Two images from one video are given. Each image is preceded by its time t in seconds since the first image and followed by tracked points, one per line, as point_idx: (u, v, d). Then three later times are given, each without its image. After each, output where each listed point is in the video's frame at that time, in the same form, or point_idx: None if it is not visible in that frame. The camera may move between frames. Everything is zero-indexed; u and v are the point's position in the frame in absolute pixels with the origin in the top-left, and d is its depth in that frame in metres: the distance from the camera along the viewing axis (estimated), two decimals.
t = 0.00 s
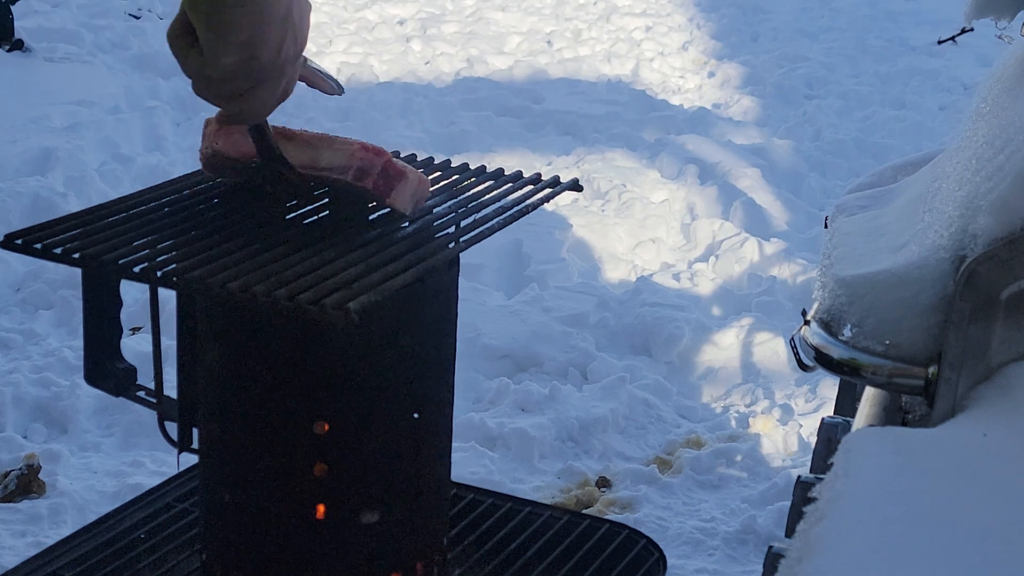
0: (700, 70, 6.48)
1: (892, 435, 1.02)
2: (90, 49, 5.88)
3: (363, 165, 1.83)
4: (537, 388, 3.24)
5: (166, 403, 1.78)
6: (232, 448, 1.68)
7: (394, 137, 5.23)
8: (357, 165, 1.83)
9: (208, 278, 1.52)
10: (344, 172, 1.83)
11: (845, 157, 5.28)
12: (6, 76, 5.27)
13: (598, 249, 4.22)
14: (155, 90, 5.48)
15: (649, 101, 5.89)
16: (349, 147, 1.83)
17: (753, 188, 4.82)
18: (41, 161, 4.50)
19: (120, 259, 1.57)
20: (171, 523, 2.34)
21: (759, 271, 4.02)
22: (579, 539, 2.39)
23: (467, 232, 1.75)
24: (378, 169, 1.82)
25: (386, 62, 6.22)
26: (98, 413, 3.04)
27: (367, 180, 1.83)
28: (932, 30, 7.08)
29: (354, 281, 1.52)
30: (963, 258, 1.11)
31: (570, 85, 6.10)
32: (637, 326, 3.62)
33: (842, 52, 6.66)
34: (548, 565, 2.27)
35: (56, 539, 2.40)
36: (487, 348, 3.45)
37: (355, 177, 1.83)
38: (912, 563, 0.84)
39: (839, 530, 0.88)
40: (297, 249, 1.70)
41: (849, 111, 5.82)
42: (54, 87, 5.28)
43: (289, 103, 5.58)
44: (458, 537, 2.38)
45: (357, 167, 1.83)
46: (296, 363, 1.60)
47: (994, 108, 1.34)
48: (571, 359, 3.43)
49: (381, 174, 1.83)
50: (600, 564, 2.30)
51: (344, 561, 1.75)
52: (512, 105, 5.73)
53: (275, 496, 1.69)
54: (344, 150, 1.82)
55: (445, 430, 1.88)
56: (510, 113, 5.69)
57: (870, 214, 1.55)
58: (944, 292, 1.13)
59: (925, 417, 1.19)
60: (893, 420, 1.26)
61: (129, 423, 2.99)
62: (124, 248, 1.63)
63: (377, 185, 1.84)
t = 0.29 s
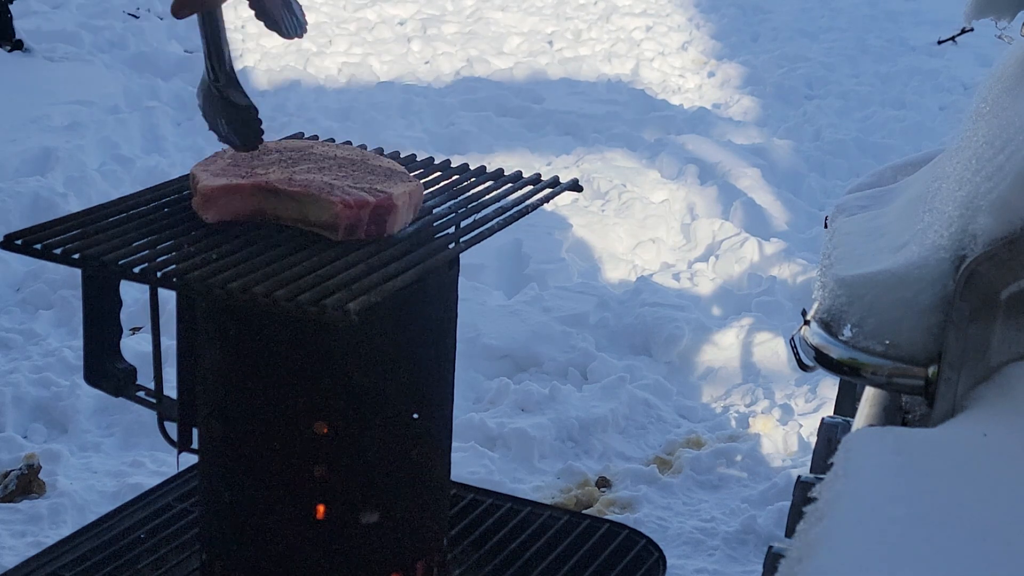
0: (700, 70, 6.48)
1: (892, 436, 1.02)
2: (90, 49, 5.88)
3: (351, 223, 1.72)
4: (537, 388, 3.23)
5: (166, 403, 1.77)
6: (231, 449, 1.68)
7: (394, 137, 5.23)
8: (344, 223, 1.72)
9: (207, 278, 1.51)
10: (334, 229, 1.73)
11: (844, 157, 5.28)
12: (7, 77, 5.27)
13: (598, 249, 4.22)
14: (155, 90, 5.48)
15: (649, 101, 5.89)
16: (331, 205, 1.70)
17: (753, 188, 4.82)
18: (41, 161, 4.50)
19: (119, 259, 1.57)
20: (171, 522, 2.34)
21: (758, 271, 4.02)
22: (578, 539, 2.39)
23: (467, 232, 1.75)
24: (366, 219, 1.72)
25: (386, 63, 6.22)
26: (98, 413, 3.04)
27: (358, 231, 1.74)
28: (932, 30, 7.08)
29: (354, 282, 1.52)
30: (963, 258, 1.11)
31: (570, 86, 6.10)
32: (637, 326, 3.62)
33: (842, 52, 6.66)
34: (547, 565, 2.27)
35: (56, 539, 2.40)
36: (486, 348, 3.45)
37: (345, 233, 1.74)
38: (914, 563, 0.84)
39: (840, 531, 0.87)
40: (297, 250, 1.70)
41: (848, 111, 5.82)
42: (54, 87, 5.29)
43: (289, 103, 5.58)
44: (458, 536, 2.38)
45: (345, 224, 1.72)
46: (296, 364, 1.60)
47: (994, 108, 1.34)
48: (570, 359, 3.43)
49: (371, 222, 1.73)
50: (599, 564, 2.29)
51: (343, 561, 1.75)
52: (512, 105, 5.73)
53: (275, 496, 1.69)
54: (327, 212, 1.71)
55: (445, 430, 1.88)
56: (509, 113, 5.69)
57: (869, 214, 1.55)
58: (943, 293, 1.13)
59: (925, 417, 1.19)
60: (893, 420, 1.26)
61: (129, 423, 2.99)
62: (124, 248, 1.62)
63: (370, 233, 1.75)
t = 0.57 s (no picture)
0: (700, 70, 6.48)
1: (892, 436, 1.02)
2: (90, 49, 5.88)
3: (351, 224, 1.72)
4: (537, 388, 3.23)
5: (166, 403, 1.77)
6: (231, 449, 1.68)
7: (394, 137, 5.23)
8: (343, 224, 1.72)
9: (207, 279, 1.51)
10: (333, 230, 1.73)
11: (844, 157, 5.28)
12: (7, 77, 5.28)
13: (598, 250, 4.22)
14: (155, 90, 5.48)
15: (649, 101, 5.89)
16: (332, 206, 1.70)
17: (753, 188, 4.82)
18: (41, 161, 4.50)
19: (120, 259, 1.57)
20: (172, 522, 2.35)
21: (759, 270, 4.02)
22: (578, 540, 2.39)
23: (468, 232, 1.75)
24: (366, 220, 1.72)
25: (386, 63, 6.22)
26: (98, 413, 3.04)
27: (357, 232, 1.73)
28: (932, 30, 7.08)
29: (354, 282, 1.52)
30: (963, 258, 1.12)
31: (570, 85, 6.10)
32: (637, 326, 3.62)
33: (842, 52, 6.66)
34: (547, 565, 2.27)
35: (56, 539, 2.40)
36: (487, 348, 3.45)
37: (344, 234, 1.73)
38: (915, 565, 0.83)
39: (841, 531, 0.87)
40: (297, 250, 1.70)
41: (849, 111, 5.82)
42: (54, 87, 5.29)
43: (289, 103, 5.58)
44: (458, 537, 2.38)
45: (345, 224, 1.72)
46: (296, 364, 1.60)
47: (994, 108, 1.34)
48: (571, 359, 3.43)
49: (371, 222, 1.73)
50: (599, 564, 2.29)
51: (343, 560, 1.75)
52: (512, 104, 5.73)
53: (275, 496, 1.69)
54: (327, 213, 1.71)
55: (445, 430, 1.88)
56: (510, 113, 5.69)
57: (869, 215, 1.55)
58: (944, 292, 1.13)
59: (925, 417, 1.18)
60: (893, 420, 1.26)
61: (129, 423, 2.99)
62: (124, 249, 1.62)
63: (369, 234, 1.75)
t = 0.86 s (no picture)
0: (700, 70, 6.48)
1: (892, 437, 1.02)
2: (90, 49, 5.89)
3: (351, 223, 1.72)
4: (537, 388, 3.23)
5: (166, 403, 1.77)
6: (231, 449, 1.68)
7: (394, 137, 5.23)
8: (344, 224, 1.72)
9: (207, 279, 1.51)
10: (334, 230, 1.73)
11: (844, 157, 5.27)
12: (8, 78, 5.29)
13: (598, 250, 4.22)
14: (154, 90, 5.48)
15: (649, 101, 5.89)
16: (332, 206, 1.70)
17: (753, 188, 4.82)
18: (40, 161, 4.50)
19: (119, 259, 1.57)
20: (172, 522, 2.35)
21: (759, 270, 4.02)
22: (578, 539, 2.38)
23: (467, 232, 1.75)
24: (366, 219, 1.72)
25: (386, 62, 6.22)
26: (97, 413, 3.04)
27: (357, 232, 1.73)
28: (932, 30, 7.08)
29: (354, 282, 1.52)
30: (963, 258, 1.12)
31: (570, 86, 6.10)
32: (637, 326, 3.62)
33: (842, 52, 6.66)
34: (547, 565, 2.27)
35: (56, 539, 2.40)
36: (487, 348, 3.45)
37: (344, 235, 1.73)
38: (916, 565, 0.83)
39: (841, 531, 0.87)
40: (297, 250, 1.70)
41: (849, 111, 5.82)
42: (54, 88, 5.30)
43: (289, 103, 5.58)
44: (458, 537, 2.38)
45: (345, 224, 1.72)
46: (296, 364, 1.60)
47: (994, 108, 1.33)
48: (571, 359, 3.43)
49: (371, 221, 1.73)
50: (599, 564, 2.29)
51: (343, 560, 1.75)
52: (512, 104, 5.73)
53: (275, 496, 1.69)
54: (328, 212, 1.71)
55: (445, 430, 1.88)
56: (510, 113, 5.69)
57: (869, 215, 1.55)
58: (944, 293, 1.13)
59: (925, 417, 1.18)
60: (893, 420, 1.26)
61: (129, 423, 2.99)
62: (124, 249, 1.62)
63: (369, 234, 1.74)
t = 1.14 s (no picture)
0: (700, 70, 6.48)
1: (892, 437, 1.02)
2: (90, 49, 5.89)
3: (352, 222, 1.72)
4: (537, 388, 3.24)
5: (166, 403, 1.77)
6: (231, 449, 1.68)
7: (394, 137, 5.23)
8: (345, 224, 1.72)
9: (207, 278, 1.51)
10: (335, 230, 1.73)
11: (844, 157, 5.28)
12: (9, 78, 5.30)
13: (598, 249, 4.22)
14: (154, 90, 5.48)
15: (649, 101, 5.89)
16: (333, 205, 1.70)
17: (753, 188, 4.82)
18: (41, 161, 4.51)
19: (120, 259, 1.57)
20: (172, 522, 2.34)
21: (758, 270, 4.02)
22: (578, 540, 2.38)
23: (467, 232, 1.75)
24: (367, 219, 1.72)
25: (386, 62, 6.22)
26: (97, 413, 3.04)
27: (358, 232, 1.73)
28: (932, 30, 7.08)
29: (354, 282, 1.52)
30: (963, 257, 1.11)
31: (570, 86, 6.10)
32: (637, 326, 3.62)
33: (842, 52, 6.66)
34: (547, 565, 2.27)
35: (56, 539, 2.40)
36: (487, 348, 3.45)
37: (345, 234, 1.73)
38: (917, 565, 0.83)
39: (841, 531, 0.87)
40: (297, 250, 1.70)
41: (848, 111, 5.82)
42: (54, 88, 5.31)
43: (289, 103, 5.58)
44: (458, 537, 2.38)
45: (346, 224, 1.72)
46: (296, 363, 1.59)
47: (994, 108, 1.33)
48: (571, 359, 3.43)
49: (371, 221, 1.73)
50: (599, 564, 2.29)
51: (344, 560, 1.75)
52: (511, 105, 5.73)
53: (275, 496, 1.69)
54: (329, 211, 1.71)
55: (445, 430, 1.88)
56: (509, 113, 5.69)
57: (870, 215, 1.55)
58: (944, 292, 1.13)
59: (925, 417, 1.18)
60: (893, 420, 1.26)
61: (129, 423, 2.99)
62: (124, 249, 1.62)
63: (370, 234, 1.74)
